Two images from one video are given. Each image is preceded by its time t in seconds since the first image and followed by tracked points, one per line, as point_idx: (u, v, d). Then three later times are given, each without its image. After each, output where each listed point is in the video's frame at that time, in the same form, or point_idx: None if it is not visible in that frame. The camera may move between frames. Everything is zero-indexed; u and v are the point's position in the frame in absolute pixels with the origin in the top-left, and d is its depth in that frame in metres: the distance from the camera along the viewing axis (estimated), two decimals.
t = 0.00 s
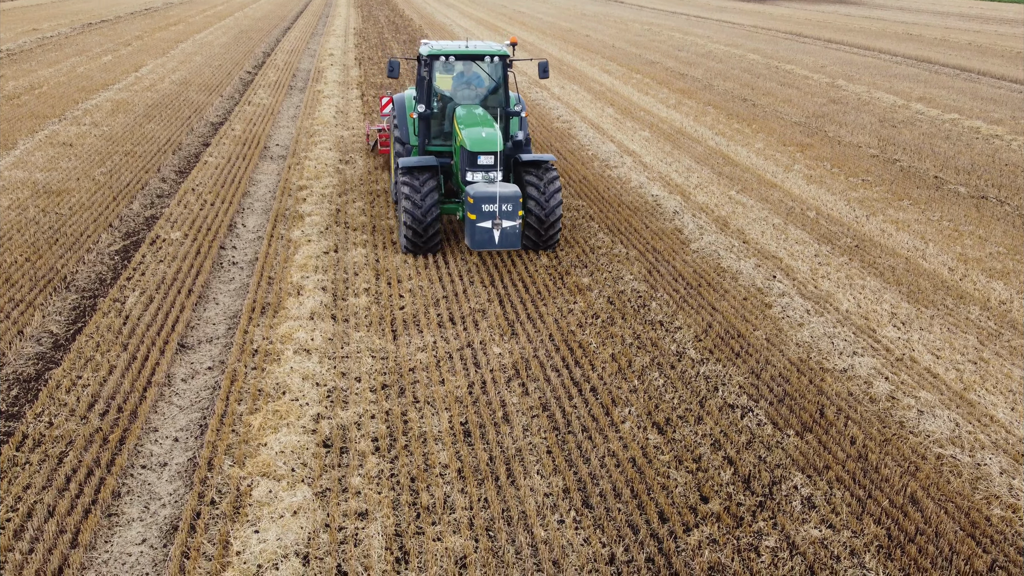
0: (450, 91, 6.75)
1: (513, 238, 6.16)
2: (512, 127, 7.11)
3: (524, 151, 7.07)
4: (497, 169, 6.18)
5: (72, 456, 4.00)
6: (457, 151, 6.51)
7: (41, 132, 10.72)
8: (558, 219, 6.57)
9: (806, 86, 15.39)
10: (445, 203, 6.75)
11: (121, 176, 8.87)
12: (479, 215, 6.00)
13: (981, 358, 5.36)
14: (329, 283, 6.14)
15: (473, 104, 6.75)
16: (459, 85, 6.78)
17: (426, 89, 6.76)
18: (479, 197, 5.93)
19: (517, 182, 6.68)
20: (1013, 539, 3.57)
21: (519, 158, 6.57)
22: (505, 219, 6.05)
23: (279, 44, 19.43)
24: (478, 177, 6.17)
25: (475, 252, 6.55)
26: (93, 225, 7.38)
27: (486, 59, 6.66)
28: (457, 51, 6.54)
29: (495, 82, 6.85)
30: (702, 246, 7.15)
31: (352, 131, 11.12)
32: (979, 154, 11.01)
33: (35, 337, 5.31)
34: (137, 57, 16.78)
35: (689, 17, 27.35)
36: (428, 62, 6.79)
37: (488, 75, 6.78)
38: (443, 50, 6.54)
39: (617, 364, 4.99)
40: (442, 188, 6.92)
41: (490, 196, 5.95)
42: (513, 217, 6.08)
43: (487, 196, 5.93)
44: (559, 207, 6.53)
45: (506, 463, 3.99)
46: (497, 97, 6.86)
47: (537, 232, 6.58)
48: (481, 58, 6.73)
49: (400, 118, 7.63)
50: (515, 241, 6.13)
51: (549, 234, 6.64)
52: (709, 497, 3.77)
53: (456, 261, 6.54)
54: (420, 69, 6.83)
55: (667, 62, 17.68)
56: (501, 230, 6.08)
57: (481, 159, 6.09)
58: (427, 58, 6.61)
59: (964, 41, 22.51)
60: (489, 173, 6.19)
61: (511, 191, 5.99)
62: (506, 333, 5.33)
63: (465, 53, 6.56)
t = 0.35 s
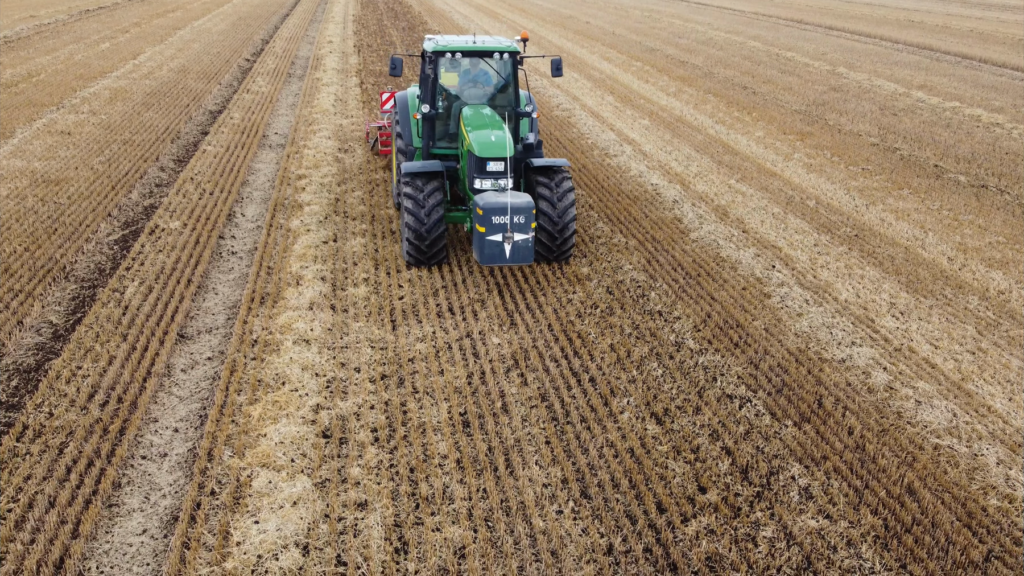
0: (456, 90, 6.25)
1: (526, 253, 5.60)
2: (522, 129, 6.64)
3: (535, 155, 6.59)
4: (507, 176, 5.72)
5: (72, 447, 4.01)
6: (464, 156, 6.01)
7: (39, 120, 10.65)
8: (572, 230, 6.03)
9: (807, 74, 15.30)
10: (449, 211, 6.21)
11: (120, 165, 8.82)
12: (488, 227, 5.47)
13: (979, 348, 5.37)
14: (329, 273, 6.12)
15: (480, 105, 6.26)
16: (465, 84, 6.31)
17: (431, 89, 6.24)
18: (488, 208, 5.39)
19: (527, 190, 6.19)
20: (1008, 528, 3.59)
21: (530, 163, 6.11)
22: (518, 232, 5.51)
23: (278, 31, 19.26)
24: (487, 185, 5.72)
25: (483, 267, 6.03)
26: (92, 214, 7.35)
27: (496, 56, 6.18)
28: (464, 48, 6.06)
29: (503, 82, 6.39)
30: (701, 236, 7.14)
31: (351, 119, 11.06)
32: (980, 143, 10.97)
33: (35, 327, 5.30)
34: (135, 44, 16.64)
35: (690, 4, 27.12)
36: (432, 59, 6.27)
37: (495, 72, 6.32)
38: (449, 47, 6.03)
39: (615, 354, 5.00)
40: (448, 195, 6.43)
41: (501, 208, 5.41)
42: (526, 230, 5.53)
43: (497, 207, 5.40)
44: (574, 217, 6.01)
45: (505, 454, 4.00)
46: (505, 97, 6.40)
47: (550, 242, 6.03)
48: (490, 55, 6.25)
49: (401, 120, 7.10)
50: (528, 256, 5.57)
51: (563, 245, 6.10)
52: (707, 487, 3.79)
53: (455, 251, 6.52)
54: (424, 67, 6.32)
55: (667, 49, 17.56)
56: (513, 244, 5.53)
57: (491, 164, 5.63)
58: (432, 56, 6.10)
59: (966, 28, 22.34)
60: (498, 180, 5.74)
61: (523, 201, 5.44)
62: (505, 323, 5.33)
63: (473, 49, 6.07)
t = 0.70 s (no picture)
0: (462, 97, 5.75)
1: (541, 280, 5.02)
2: (535, 139, 6.08)
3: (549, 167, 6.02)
4: (520, 193, 5.13)
5: (75, 441, 4.02)
6: (472, 169, 5.48)
7: (38, 110, 10.59)
8: (589, 249, 5.55)
9: (808, 62, 15.22)
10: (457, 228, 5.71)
11: (119, 156, 8.79)
12: (499, 252, 4.89)
13: (976, 341, 5.39)
14: (328, 266, 6.12)
15: (489, 112, 5.72)
16: (473, 89, 5.78)
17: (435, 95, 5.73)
18: (499, 230, 4.82)
19: (540, 204, 5.67)
20: (1001, 523, 3.63)
21: (544, 176, 5.55)
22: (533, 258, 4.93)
23: (276, 17, 19.10)
24: (498, 203, 5.11)
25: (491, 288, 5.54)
26: (91, 206, 7.33)
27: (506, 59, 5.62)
28: (473, 49, 5.53)
29: (515, 86, 5.84)
30: (700, 227, 7.14)
31: (350, 109, 11.01)
32: (980, 132, 10.95)
33: (36, 321, 5.31)
34: (133, 31, 16.51)
35: None
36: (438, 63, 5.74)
37: (507, 76, 5.77)
38: (455, 49, 5.50)
39: (613, 348, 5.02)
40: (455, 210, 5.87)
41: (514, 232, 4.83)
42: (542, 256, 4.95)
43: (510, 230, 4.82)
44: (590, 234, 5.52)
45: (503, 448, 4.02)
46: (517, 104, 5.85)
47: (565, 262, 5.54)
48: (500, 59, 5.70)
49: (405, 127, 6.59)
50: (543, 284, 5.01)
51: (579, 266, 5.64)
52: (703, 481, 3.82)
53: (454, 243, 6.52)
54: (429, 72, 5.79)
55: (667, 36, 17.45)
56: (526, 271, 4.96)
57: (502, 180, 5.03)
58: (437, 59, 5.58)
59: (968, 15, 22.18)
60: (510, 199, 5.13)
61: (539, 223, 4.87)
62: (504, 317, 5.35)
63: (481, 51, 5.53)
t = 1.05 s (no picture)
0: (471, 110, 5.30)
1: (556, 316, 4.58)
2: (549, 153, 5.61)
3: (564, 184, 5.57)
4: (534, 218, 4.73)
5: (79, 441, 4.06)
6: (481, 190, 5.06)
7: (37, 103, 10.57)
8: (608, 276, 5.13)
9: (808, 53, 15.19)
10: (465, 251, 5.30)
11: (119, 150, 8.79)
12: (513, 285, 4.46)
13: (971, 340, 5.43)
14: (329, 263, 6.14)
15: (500, 125, 5.27)
16: (482, 100, 5.31)
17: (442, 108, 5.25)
18: (513, 263, 4.40)
19: (556, 227, 5.30)
20: (993, 523, 3.67)
21: (560, 198, 5.14)
22: (549, 292, 4.50)
23: (276, 7, 19.01)
24: (510, 228, 4.73)
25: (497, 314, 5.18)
26: (92, 202, 7.34)
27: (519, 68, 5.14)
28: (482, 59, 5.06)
29: (527, 96, 5.36)
30: (699, 223, 7.16)
31: (350, 102, 10.99)
32: (979, 126, 10.96)
33: (39, 320, 5.33)
34: (132, 21, 16.44)
35: None
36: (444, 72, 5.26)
37: (518, 86, 5.29)
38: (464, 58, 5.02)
39: (612, 347, 5.04)
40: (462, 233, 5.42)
41: (530, 263, 4.41)
42: (558, 290, 4.52)
43: (525, 262, 4.40)
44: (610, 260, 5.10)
45: (503, 448, 4.06)
46: (530, 116, 5.39)
47: (582, 289, 5.14)
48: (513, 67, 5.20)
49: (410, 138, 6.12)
50: (558, 319, 4.57)
51: (597, 294, 5.21)
52: (701, 482, 3.86)
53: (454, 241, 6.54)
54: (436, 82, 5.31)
55: (668, 26, 17.39)
56: (541, 305, 4.53)
57: (514, 204, 4.65)
58: (445, 69, 5.11)
59: (970, 4, 22.09)
60: (523, 224, 4.74)
61: (556, 253, 4.44)
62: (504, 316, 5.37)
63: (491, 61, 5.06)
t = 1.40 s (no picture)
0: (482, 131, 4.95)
1: (579, 371, 4.03)
2: (566, 178, 5.24)
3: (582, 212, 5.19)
4: (552, 257, 4.32)
5: (86, 445, 4.10)
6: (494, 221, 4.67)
7: (38, 97, 10.56)
8: (633, 316, 4.64)
9: (809, 44, 15.16)
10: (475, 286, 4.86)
11: (121, 146, 8.80)
12: (532, 336, 3.92)
13: (968, 340, 5.47)
14: (330, 263, 6.18)
15: (513, 149, 4.91)
16: (495, 121, 4.94)
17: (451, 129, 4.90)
18: (532, 311, 3.87)
19: (575, 260, 4.84)
20: (986, 527, 3.73)
21: (579, 230, 4.71)
22: (572, 344, 3.96)
23: None
24: (527, 267, 4.31)
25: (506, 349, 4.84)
26: (95, 200, 7.36)
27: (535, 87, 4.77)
28: (495, 76, 4.72)
29: (543, 117, 5.00)
30: (699, 221, 7.19)
31: (350, 95, 10.99)
32: (979, 120, 10.97)
33: (44, 321, 5.37)
34: (132, 11, 16.37)
35: None
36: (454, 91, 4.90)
37: (533, 107, 4.93)
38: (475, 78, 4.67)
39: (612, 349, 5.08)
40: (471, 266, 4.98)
41: (551, 312, 3.87)
42: (582, 342, 3.98)
43: (546, 311, 3.87)
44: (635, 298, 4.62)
45: (504, 452, 4.11)
46: (546, 138, 5.04)
47: (605, 331, 4.64)
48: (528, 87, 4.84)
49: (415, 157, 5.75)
50: (581, 375, 4.02)
51: (621, 336, 4.70)
52: (698, 485, 3.91)
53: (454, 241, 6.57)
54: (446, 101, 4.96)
55: (668, 16, 17.33)
56: (563, 360, 3.97)
57: (531, 242, 4.24)
58: (455, 89, 4.76)
59: None
60: (540, 263, 4.32)
61: (580, 300, 3.93)
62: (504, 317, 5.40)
63: (505, 80, 4.71)
